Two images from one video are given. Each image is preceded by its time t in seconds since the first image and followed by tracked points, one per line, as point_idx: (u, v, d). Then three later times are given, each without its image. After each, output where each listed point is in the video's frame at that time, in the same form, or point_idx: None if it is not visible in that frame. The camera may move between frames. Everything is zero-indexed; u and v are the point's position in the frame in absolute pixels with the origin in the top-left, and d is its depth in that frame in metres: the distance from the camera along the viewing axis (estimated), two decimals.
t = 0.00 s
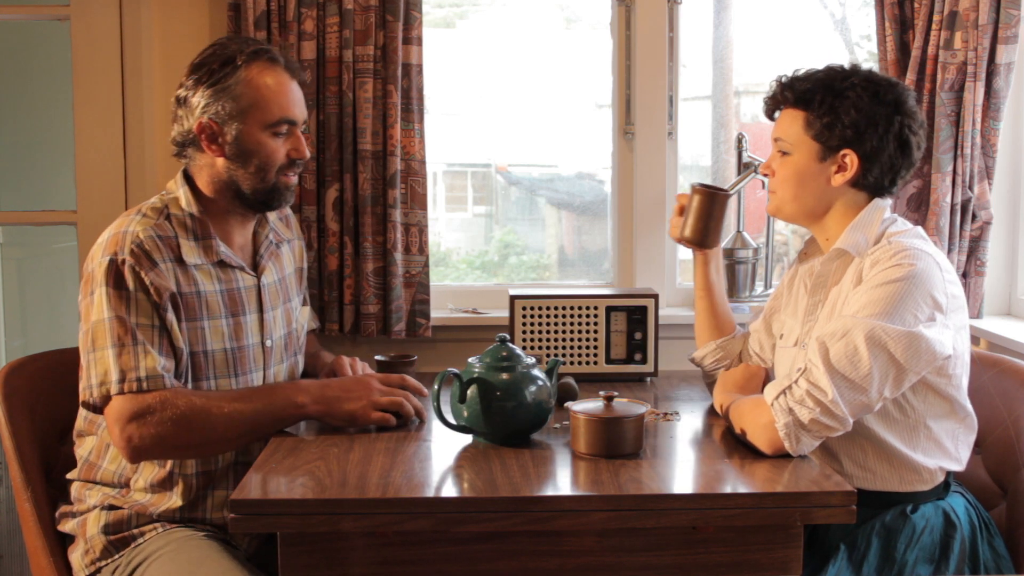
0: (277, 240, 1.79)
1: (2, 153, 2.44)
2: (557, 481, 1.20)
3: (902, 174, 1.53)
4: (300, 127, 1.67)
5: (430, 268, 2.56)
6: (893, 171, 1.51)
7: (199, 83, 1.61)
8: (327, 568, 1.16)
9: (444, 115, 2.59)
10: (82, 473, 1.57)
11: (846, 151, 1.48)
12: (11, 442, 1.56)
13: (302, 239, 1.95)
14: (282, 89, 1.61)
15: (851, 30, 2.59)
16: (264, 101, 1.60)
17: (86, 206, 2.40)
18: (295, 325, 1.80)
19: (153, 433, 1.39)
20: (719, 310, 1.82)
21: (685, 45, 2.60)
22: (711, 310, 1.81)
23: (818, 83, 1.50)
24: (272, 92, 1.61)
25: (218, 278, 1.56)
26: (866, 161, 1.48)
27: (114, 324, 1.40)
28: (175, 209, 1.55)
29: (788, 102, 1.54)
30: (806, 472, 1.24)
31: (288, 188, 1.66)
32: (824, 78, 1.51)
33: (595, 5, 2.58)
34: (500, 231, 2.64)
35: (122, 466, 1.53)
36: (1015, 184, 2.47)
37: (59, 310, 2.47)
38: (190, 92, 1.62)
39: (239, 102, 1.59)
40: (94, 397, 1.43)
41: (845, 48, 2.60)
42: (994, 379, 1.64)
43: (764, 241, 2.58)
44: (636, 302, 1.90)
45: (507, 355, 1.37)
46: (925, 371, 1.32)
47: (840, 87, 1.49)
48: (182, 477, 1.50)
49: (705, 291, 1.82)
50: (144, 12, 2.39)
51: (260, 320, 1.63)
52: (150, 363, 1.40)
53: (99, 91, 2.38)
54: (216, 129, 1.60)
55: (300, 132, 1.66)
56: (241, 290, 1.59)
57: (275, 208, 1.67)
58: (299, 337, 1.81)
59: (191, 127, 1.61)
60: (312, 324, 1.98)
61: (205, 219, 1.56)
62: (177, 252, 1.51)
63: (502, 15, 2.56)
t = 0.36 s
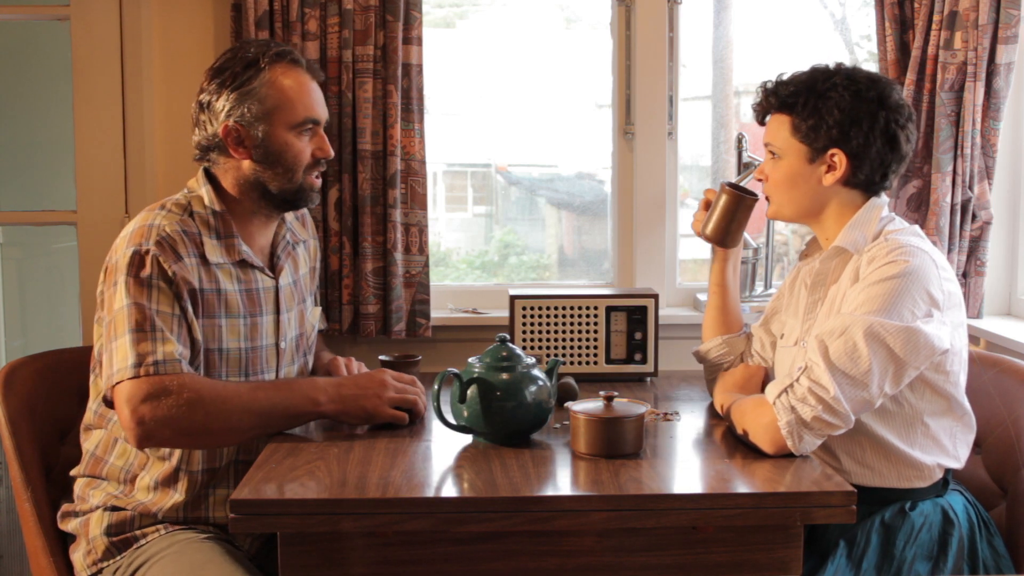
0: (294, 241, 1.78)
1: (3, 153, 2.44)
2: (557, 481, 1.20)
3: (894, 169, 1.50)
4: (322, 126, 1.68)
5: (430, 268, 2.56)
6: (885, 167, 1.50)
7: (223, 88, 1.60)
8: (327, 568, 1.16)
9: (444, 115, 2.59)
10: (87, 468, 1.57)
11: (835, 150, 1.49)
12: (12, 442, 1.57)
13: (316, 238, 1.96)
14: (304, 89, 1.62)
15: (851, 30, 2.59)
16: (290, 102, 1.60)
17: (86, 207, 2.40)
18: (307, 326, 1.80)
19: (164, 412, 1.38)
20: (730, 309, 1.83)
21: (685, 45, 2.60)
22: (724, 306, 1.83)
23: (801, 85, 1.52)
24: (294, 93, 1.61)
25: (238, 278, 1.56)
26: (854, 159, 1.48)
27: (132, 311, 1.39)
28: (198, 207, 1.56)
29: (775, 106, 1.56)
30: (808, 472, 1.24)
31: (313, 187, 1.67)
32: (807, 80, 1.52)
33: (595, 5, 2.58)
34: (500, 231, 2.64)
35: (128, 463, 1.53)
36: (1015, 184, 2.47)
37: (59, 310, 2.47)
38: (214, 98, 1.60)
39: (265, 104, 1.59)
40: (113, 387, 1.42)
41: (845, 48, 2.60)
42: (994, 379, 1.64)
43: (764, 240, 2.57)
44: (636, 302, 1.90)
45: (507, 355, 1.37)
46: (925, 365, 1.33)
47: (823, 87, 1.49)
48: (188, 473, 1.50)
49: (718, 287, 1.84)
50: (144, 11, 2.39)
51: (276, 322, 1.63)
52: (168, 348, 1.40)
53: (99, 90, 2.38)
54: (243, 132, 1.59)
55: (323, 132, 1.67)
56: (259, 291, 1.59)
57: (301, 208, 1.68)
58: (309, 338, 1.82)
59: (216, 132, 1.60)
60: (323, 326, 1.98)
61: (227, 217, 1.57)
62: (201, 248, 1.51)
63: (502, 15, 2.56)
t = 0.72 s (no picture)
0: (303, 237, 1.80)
1: (3, 153, 2.44)
2: (557, 481, 1.20)
3: (890, 169, 1.50)
4: (338, 132, 1.68)
5: (430, 268, 2.56)
6: (880, 167, 1.49)
7: (240, 92, 1.61)
8: (327, 568, 1.16)
9: (444, 114, 2.59)
10: (92, 465, 1.58)
11: (829, 152, 1.49)
12: (11, 442, 1.57)
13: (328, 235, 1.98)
14: (319, 94, 1.62)
15: (851, 30, 2.59)
16: (306, 109, 1.61)
17: (86, 206, 2.40)
18: (314, 324, 1.83)
19: (204, 404, 1.39)
20: (731, 308, 1.83)
21: (685, 45, 2.60)
22: (726, 303, 1.83)
23: (793, 89, 1.52)
24: (310, 98, 1.62)
25: (252, 278, 1.60)
26: (849, 161, 1.48)
27: (163, 307, 1.41)
28: (212, 207, 1.58)
29: (768, 109, 1.56)
30: (809, 472, 1.24)
31: (328, 192, 1.68)
32: (800, 82, 1.52)
33: (595, 5, 2.58)
34: (500, 231, 2.64)
35: (134, 461, 1.54)
36: (1015, 184, 2.47)
37: (59, 310, 2.47)
38: (231, 102, 1.62)
39: (281, 110, 1.59)
40: (143, 384, 1.43)
41: (845, 48, 2.60)
42: (994, 379, 1.64)
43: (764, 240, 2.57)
44: (636, 302, 1.90)
45: (507, 355, 1.36)
46: (927, 366, 1.33)
47: (814, 90, 1.50)
48: (192, 468, 1.51)
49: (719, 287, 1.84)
50: (144, 12, 2.39)
51: (285, 321, 1.68)
52: (202, 343, 1.42)
53: (99, 90, 2.38)
54: (258, 138, 1.60)
55: (338, 138, 1.68)
56: (273, 292, 1.63)
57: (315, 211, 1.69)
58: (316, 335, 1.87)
59: (232, 136, 1.61)
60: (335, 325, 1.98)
61: (241, 219, 1.59)
62: (218, 248, 1.54)
63: (502, 15, 2.56)
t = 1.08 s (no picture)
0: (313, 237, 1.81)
1: (4, 154, 2.44)
2: (557, 481, 1.20)
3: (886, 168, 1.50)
4: (348, 139, 1.69)
5: (431, 269, 2.56)
6: (875, 166, 1.49)
7: (251, 90, 1.64)
8: (327, 568, 1.16)
9: (444, 114, 2.59)
10: (97, 461, 1.59)
11: (824, 153, 1.49)
12: (12, 442, 1.57)
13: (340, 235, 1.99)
14: (332, 99, 1.63)
15: (851, 30, 2.59)
16: (316, 113, 1.62)
17: (86, 206, 2.40)
18: (321, 324, 1.84)
19: (227, 406, 1.40)
20: (731, 308, 1.83)
21: (685, 45, 2.60)
22: (726, 302, 1.83)
23: (786, 91, 1.52)
24: (322, 102, 1.62)
25: (262, 279, 1.62)
26: (844, 162, 1.48)
27: (182, 307, 1.45)
28: (223, 207, 1.61)
29: (762, 112, 1.56)
30: (808, 472, 1.24)
31: (332, 201, 1.68)
32: (792, 84, 1.52)
33: (595, 5, 2.58)
34: (500, 231, 2.64)
35: (140, 458, 1.55)
36: (1015, 184, 2.47)
37: (60, 310, 2.47)
38: (243, 99, 1.64)
39: (290, 112, 1.61)
40: (163, 384, 1.45)
41: (845, 48, 2.60)
42: (994, 379, 1.64)
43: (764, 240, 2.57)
44: (636, 302, 1.90)
45: (507, 354, 1.36)
46: (927, 368, 1.33)
47: (807, 91, 1.50)
48: (197, 465, 1.51)
49: (721, 287, 1.84)
50: (144, 12, 2.39)
51: (293, 322, 1.71)
52: (221, 343, 1.44)
53: (99, 90, 2.38)
54: (265, 136, 1.62)
55: (347, 145, 1.68)
56: (283, 293, 1.66)
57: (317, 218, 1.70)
58: (326, 333, 1.89)
59: (241, 131, 1.64)
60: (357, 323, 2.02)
61: (252, 219, 1.63)
62: (229, 248, 1.57)
63: (502, 15, 2.57)
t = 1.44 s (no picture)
0: (322, 242, 1.82)
1: (4, 154, 2.44)
2: (557, 481, 1.20)
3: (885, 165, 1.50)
4: (358, 139, 1.69)
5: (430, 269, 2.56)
6: (875, 163, 1.48)
7: (260, 97, 1.63)
8: (327, 568, 1.16)
9: (444, 114, 2.59)
10: (99, 460, 1.59)
11: (821, 155, 1.49)
12: (12, 442, 1.57)
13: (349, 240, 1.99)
14: (339, 100, 1.63)
15: (851, 30, 2.59)
16: (326, 115, 1.62)
17: (85, 206, 2.40)
18: (331, 330, 1.87)
19: (239, 407, 1.40)
20: (732, 308, 1.83)
21: (685, 45, 2.60)
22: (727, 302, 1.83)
23: (779, 96, 1.52)
24: (330, 104, 1.63)
25: (271, 283, 1.62)
26: (843, 162, 1.48)
27: (193, 308, 1.45)
28: (234, 211, 1.61)
29: (757, 117, 1.57)
30: (808, 472, 1.24)
31: (347, 200, 1.69)
32: (784, 88, 1.52)
33: (595, 5, 2.58)
34: (500, 231, 2.64)
35: (142, 457, 1.55)
36: (1015, 184, 2.47)
37: (60, 310, 2.47)
38: (252, 106, 1.64)
39: (301, 115, 1.61)
40: (173, 385, 1.45)
41: (845, 48, 2.60)
42: (994, 379, 1.64)
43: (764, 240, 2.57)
44: (636, 302, 1.90)
45: (507, 354, 1.36)
46: (928, 369, 1.33)
47: (799, 94, 1.50)
48: (199, 465, 1.51)
49: (722, 287, 1.84)
50: (144, 13, 2.39)
51: (301, 328, 1.71)
52: (232, 345, 1.45)
53: (100, 90, 2.38)
54: (277, 142, 1.62)
55: (358, 145, 1.69)
56: (292, 297, 1.66)
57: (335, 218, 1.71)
58: (334, 337, 1.89)
59: (252, 139, 1.63)
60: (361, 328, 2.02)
61: (262, 223, 1.63)
62: (239, 252, 1.57)
63: (502, 15, 2.56)
